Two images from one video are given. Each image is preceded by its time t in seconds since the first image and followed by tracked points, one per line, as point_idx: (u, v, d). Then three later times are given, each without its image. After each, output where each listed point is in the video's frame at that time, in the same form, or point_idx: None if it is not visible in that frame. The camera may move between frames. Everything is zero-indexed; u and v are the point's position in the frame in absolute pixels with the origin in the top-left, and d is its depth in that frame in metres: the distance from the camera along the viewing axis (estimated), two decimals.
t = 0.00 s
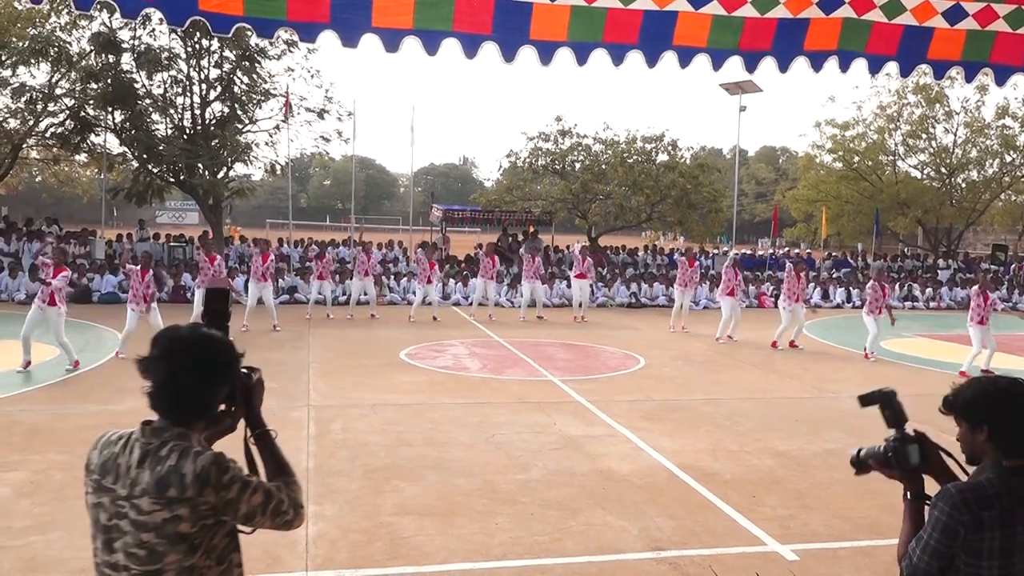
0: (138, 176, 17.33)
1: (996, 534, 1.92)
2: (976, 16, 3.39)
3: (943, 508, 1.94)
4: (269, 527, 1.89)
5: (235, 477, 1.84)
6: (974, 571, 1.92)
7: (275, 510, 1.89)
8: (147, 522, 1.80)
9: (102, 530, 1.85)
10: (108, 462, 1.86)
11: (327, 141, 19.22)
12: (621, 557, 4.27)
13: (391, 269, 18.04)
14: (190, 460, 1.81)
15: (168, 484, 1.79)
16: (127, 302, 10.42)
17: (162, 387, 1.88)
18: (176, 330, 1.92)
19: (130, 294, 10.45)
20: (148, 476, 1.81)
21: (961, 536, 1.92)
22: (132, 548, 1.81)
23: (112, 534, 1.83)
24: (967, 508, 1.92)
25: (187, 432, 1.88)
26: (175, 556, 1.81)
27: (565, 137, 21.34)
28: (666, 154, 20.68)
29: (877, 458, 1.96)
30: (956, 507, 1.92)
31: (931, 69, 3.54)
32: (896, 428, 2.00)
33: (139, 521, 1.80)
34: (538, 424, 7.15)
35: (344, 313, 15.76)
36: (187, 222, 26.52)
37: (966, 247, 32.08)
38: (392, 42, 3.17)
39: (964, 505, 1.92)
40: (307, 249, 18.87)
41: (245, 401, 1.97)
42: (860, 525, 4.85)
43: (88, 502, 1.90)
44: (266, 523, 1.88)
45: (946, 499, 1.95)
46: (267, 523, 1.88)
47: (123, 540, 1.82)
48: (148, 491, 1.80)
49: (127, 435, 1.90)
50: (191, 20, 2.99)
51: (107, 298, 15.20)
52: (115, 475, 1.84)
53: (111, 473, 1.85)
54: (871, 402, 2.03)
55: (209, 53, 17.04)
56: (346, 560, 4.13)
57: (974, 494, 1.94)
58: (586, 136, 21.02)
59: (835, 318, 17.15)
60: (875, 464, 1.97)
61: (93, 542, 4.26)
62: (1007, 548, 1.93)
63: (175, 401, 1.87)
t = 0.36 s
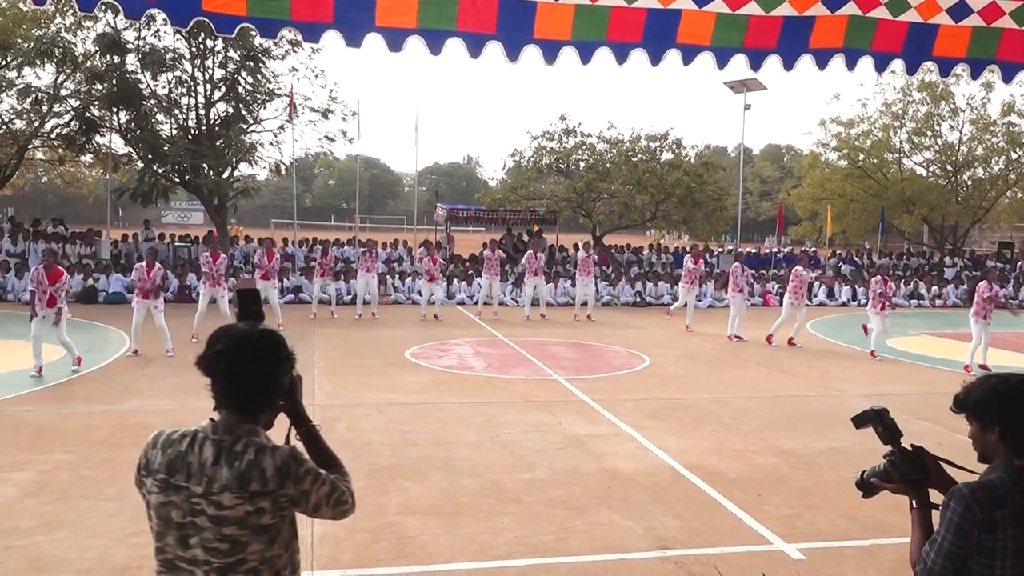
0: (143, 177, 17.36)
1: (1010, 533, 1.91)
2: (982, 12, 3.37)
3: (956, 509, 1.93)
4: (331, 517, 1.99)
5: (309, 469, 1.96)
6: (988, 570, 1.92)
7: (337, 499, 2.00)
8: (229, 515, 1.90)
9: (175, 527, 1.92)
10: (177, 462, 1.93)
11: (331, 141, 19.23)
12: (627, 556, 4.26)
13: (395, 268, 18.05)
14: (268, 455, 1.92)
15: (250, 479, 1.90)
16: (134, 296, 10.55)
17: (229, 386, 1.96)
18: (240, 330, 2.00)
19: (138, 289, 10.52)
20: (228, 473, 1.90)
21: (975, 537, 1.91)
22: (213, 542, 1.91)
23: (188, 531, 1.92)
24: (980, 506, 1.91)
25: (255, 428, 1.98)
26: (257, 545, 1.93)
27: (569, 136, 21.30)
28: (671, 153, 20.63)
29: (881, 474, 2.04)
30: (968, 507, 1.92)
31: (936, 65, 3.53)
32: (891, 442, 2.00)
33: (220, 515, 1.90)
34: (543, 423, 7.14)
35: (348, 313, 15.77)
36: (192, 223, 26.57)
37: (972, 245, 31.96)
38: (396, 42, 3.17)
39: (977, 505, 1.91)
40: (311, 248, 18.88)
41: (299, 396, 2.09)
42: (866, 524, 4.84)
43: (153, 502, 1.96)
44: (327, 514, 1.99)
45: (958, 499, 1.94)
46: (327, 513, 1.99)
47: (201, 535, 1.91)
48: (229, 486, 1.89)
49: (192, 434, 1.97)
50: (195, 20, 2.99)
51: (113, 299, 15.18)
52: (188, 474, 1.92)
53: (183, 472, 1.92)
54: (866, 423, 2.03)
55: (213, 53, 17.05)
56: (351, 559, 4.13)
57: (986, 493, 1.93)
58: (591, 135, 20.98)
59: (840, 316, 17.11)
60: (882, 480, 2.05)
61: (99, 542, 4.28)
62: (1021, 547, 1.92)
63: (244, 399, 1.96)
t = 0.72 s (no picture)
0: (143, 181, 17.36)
1: (1008, 538, 1.91)
2: (980, 14, 3.36)
3: (955, 511, 1.93)
4: (374, 518, 2.00)
5: (357, 469, 1.97)
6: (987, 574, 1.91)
7: (381, 499, 2.01)
8: (282, 517, 1.90)
9: (224, 532, 1.91)
10: (225, 467, 1.93)
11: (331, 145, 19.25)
12: (627, 559, 4.26)
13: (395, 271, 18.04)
14: (319, 457, 1.93)
15: (302, 480, 1.90)
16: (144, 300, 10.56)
17: (273, 390, 1.97)
18: (283, 334, 2.01)
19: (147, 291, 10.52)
20: (280, 475, 1.90)
21: (973, 540, 1.91)
22: (265, 545, 1.90)
23: (239, 535, 1.91)
24: (979, 510, 1.91)
25: (301, 430, 1.98)
26: (310, 546, 1.94)
27: (569, 139, 21.31)
28: (671, 156, 20.64)
29: (887, 473, 2.03)
30: (967, 510, 1.92)
31: (933, 66, 3.54)
32: (898, 442, 2.00)
33: (273, 518, 1.90)
34: (543, 426, 7.14)
35: (348, 316, 15.76)
36: (192, 226, 26.58)
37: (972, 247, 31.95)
38: (394, 45, 3.18)
39: (975, 508, 1.91)
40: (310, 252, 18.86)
41: (333, 400, 2.11)
42: (866, 526, 4.83)
43: (199, 508, 1.94)
44: (370, 515, 2.00)
45: (957, 502, 1.93)
46: (370, 514, 1.99)
47: (253, 538, 1.90)
48: (282, 488, 1.90)
49: (238, 439, 1.96)
50: (194, 24, 2.99)
51: (113, 303, 15.21)
52: (236, 479, 1.92)
53: (231, 477, 1.92)
54: (875, 422, 2.03)
55: (213, 57, 17.09)
56: (351, 563, 4.13)
57: (986, 497, 1.93)
58: (591, 138, 21.00)
59: (840, 319, 17.09)
60: (888, 480, 2.04)
61: (99, 546, 4.27)
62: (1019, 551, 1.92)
63: (291, 403, 1.97)
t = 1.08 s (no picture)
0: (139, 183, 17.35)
1: (1001, 535, 1.91)
2: (976, 13, 3.37)
3: (948, 508, 1.94)
4: (388, 522, 2.01)
5: (375, 472, 1.98)
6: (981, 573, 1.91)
7: (395, 504, 2.02)
8: (300, 520, 1.90)
9: (241, 534, 1.91)
10: (243, 468, 1.93)
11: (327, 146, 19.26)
12: (626, 559, 4.25)
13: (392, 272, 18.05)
14: (339, 459, 1.94)
15: (321, 483, 1.90)
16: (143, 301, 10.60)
17: (293, 392, 1.96)
18: (304, 337, 2.02)
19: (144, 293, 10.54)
20: (299, 477, 1.90)
21: (965, 537, 1.91)
22: (283, 547, 1.90)
23: (256, 536, 1.90)
24: (972, 508, 1.91)
25: (320, 433, 1.99)
26: (327, 549, 1.94)
27: (566, 139, 21.33)
28: (667, 156, 20.66)
29: (893, 466, 2.03)
30: (959, 508, 1.92)
31: (930, 66, 3.55)
32: (906, 435, 2.01)
33: (291, 521, 1.89)
34: (541, 426, 7.13)
35: (346, 317, 15.74)
36: (189, 228, 26.56)
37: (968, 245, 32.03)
38: (390, 45, 3.17)
39: (968, 506, 1.91)
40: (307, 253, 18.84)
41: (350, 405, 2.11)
42: (864, 525, 4.84)
43: (215, 510, 1.94)
44: (385, 518, 2.00)
45: (950, 499, 1.94)
46: (385, 518, 2.00)
47: (270, 541, 1.90)
48: (301, 490, 1.89)
49: (256, 440, 1.96)
50: (188, 25, 2.97)
51: (110, 305, 15.20)
52: (255, 480, 1.92)
53: (249, 479, 1.92)
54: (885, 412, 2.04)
55: (210, 59, 17.09)
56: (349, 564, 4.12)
57: (979, 495, 1.93)
58: (587, 138, 21.02)
59: (837, 317, 17.12)
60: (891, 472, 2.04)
61: (96, 549, 4.26)
62: (1013, 549, 1.92)
63: (310, 405, 1.97)
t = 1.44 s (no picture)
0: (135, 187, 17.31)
1: (985, 531, 1.92)
2: (969, 12, 3.38)
3: (933, 501, 1.98)
4: (387, 529, 2.01)
5: (375, 480, 1.98)
6: (967, 568, 1.93)
7: (396, 510, 2.02)
8: (300, 527, 1.89)
9: (239, 540, 1.90)
10: (242, 474, 1.93)
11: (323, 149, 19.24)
12: (625, 560, 4.25)
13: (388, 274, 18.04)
14: (339, 467, 1.93)
15: (321, 490, 1.90)
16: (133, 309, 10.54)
17: (294, 398, 1.96)
18: (305, 342, 2.00)
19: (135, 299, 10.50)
20: (299, 484, 1.89)
21: (949, 530, 1.94)
22: (282, 555, 1.89)
23: (255, 544, 1.90)
24: (957, 503, 1.94)
25: (319, 439, 1.98)
26: (326, 557, 1.93)
27: (562, 141, 21.33)
28: (663, 156, 20.67)
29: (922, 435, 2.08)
30: (944, 502, 1.95)
31: (924, 65, 3.55)
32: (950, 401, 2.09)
33: (290, 528, 1.89)
34: (539, 428, 7.13)
35: (342, 320, 15.73)
36: (185, 232, 26.51)
37: (964, 244, 32.09)
38: (385, 47, 3.16)
39: (953, 499, 1.95)
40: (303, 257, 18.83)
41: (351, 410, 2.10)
42: (862, 524, 4.84)
43: (214, 516, 1.94)
44: (385, 526, 2.00)
45: (936, 493, 1.98)
46: (385, 525, 2.00)
47: (270, 548, 1.89)
48: (301, 498, 1.89)
49: (256, 446, 1.96)
50: (181, 28, 2.96)
51: (106, 309, 15.15)
52: (254, 487, 1.91)
53: (248, 485, 1.92)
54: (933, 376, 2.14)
55: (205, 62, 17.07)
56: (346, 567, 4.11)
57: (964, 490, 1.95)
58: (583, 139, 21.03)
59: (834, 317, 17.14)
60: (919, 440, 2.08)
61: (93, 554, 4.25)
62: (998, 545, 1.92)
63: (311, 411, 1.96)
